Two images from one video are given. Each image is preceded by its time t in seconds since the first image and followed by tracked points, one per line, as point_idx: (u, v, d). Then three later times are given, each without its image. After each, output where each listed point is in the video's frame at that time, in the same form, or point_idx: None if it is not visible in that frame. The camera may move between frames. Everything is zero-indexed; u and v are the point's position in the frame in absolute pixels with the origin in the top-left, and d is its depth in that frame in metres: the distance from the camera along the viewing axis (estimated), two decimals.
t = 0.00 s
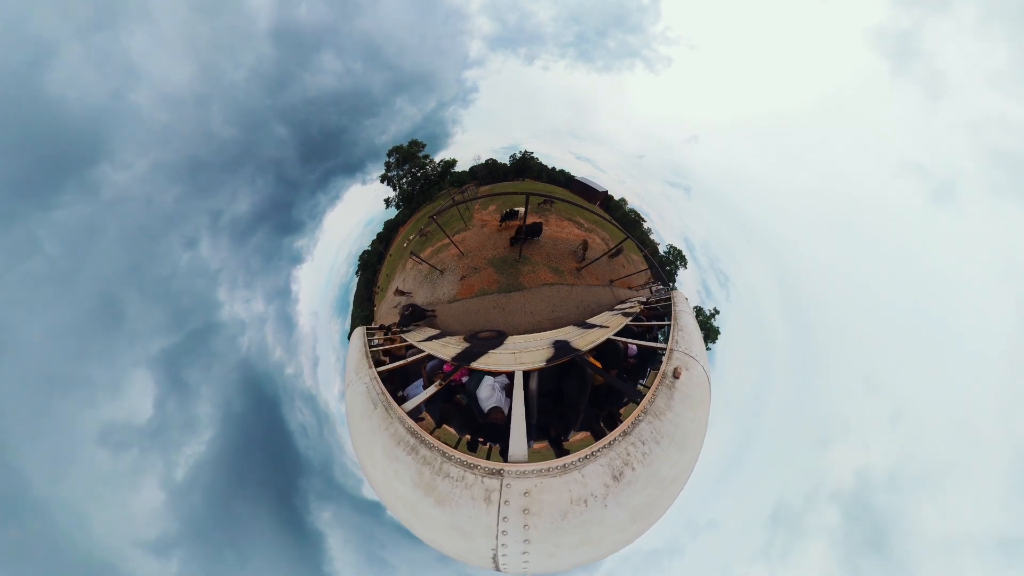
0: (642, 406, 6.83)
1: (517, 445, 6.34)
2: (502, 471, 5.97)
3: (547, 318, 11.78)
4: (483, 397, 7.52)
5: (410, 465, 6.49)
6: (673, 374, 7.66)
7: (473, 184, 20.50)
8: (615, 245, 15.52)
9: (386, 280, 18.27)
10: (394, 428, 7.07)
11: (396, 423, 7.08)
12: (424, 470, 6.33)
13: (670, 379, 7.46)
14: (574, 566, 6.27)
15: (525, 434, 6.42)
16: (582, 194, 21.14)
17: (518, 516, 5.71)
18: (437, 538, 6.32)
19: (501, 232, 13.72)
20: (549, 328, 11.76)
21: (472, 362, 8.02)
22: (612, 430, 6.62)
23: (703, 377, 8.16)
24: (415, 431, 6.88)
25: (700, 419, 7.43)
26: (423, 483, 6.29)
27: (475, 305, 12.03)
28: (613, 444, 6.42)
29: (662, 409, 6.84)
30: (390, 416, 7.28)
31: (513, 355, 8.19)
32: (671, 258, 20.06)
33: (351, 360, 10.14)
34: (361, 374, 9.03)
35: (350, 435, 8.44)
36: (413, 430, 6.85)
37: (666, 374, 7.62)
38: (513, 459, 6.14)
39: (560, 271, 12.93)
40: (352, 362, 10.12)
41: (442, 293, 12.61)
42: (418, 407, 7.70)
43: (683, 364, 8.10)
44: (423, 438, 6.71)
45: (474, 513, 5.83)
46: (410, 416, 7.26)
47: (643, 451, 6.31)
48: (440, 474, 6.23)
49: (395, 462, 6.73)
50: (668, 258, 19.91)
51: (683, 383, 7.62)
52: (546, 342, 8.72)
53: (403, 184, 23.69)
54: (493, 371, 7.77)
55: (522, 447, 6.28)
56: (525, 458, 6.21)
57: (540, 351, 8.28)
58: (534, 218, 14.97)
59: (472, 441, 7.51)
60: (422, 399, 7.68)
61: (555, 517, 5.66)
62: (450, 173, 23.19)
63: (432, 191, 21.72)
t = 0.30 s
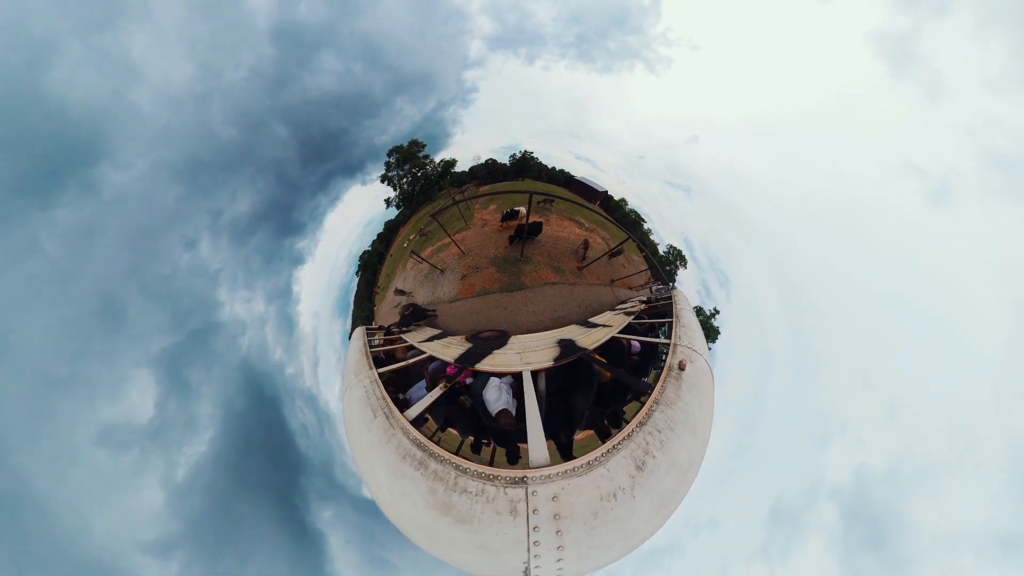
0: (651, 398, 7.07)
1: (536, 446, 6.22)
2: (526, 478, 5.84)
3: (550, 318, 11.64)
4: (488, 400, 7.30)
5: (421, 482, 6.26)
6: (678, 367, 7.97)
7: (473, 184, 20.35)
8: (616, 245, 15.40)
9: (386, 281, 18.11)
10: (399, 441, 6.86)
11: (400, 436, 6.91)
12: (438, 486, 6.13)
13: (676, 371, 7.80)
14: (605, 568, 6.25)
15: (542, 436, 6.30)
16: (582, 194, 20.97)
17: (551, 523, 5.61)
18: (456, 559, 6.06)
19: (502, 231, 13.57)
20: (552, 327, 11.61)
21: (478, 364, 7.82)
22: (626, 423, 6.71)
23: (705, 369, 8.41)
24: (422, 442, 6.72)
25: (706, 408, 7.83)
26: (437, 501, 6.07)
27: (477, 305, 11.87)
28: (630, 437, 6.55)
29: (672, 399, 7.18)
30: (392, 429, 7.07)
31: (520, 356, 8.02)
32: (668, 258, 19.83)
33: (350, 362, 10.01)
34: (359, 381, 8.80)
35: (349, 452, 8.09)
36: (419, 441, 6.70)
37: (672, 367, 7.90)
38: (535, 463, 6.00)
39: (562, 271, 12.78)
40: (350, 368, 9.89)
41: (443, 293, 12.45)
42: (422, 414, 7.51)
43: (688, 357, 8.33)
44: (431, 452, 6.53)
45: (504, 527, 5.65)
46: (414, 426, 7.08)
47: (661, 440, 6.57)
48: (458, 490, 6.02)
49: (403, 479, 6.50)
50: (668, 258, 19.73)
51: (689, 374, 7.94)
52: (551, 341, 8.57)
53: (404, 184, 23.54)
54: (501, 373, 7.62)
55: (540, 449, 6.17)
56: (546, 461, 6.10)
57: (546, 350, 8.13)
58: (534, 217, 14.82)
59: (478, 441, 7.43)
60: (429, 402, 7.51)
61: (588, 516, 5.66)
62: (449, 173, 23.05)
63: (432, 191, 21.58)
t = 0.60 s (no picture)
0: (673, 397, 6.96)
1: (570, 459, 5.91)
2: (574, 500, 5.52)
3: (554, 319, 11.13)
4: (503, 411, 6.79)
5: (448, 531, 5.62)
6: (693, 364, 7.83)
7: (473, 184, 19.83)
8: (619, 245, 14.93)
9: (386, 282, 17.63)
10: (408, 482, 6.20)
11: (409, 475, 6.24)
12: (471, 533, 5.53)
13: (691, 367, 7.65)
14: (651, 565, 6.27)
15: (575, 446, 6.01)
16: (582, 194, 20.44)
17: (607, 541, 5.37)
18: None
19: (503, 229, 13.06)
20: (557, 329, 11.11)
21: (487, 372, 7.30)
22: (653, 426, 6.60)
23: (717, 368, 8.23)
24: (435, 480, 6.10)
25: (721, 399, 7.88)
26: (475, 549, 5.49)
27: (478, 305, 11.34)
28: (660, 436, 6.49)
29: (694, 394, 7.11)
30: (397, 468, 6.41)
31: (529, 361, 7.53)
32: (667, 259, 19.34)
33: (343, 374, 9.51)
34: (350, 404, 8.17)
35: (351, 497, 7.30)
36: (433, 481, 6.05)
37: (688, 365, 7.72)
38: (575, 478, 5.71)
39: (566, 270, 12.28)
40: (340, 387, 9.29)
41: (443, 294, 11.92)
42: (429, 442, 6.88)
43: (700, 355, 8.09)
44: (451, 493, 5.89)
45: (562, 558, 5.30)
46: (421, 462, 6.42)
47: (689, 435, 6.54)
48: (500, 532, 5.48)
49: (425, 530, 5.81)
50: (669, 258, 19.23)
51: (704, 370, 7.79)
52: (559, 344, 8.08)
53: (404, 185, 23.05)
54: (512, 381, 7.12)
55: (576, 460, 5.87)
56: (585, 474, 5.83)
57: (556, 353, 7.66)
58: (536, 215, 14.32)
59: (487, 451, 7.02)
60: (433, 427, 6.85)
61: (640, 522, 5.54)
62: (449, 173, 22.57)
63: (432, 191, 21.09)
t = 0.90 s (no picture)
0: (690, 369, 7.74)
1: (632, 442, 6.15)
2: (654, 475, 5.84)
3: (560, 317, 10.92)
4: (530, 413, 6.43)
5: None
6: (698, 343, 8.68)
7: (473, 184, 19.57)
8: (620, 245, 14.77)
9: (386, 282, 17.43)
10: (456, 542, 5.40)
11: (452, 533, 5.44)
12: (571, 565, 5.15)
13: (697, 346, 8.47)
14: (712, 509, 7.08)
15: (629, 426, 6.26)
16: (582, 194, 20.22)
17: (692, 496, 5.94)
18: None
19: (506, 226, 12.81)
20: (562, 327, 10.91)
21: (509, 374, 7.06)
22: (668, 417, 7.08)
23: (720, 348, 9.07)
24: (496, 527, 5.41)
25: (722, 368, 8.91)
26: None
27: (483, 303, 11.08)
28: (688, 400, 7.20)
29: (705, 364, 7.97)
30: (432, 526, 5.56)
31: (547, 357, 7.38)
32: (667, 259, 19.10)
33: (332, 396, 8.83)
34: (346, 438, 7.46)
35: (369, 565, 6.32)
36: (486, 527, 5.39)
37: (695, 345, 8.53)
38: (645, 456, 6.00)
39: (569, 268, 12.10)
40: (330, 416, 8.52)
41: (445, 292, 11.67)
42: (457, 478, 6.19)
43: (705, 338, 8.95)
44: (520, 535, 5.32)
45: (670, 529, 5.62)
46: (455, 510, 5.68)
47: (711, 394, 7.41)
48: (604, 546, 5.30)
49: None
50: (669, 258, 19.01)
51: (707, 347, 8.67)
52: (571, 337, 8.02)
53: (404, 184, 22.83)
54: (539, 378, 6.97)
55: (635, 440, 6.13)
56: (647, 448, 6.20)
57: (573, 345, 7.59)
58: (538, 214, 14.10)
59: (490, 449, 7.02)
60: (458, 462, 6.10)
61: (707, 470, 6.25)
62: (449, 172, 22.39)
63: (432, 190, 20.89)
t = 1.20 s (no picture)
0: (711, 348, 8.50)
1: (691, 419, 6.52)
2: (726, 440, 6.25)
3: (570, 315, 10.51)
4: (569, 416, 7.33)
5: None
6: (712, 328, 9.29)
7: (473, 184, 19.11)
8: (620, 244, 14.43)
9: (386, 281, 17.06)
10: None
11: None
12: (716, 556, 5.19)
13: (709, 330, 9.14)
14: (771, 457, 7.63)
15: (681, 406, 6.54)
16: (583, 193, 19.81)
17: (762, 446, 6.43)
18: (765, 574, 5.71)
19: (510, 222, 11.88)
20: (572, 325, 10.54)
21: (540, 378, 6.91)
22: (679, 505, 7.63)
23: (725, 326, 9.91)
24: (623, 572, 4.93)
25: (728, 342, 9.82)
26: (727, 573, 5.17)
27: (489, 301, 10.31)
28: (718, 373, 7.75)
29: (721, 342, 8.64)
30: None
31: (571, 353, 7.49)
32: (667, 259, 18.71)
33: (302, 427, 7.14)
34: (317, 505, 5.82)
35: None
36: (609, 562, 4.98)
37: (708, 329, 9.18)
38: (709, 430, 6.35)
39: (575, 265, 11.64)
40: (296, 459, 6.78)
41: (447, 290, 10.94)
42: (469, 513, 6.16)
43: (715, 321, 9.74)
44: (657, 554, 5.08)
45: (763, 480, 6.05)
46: None
47: (732, 362, 8.08)
48: (729, 525, 5.47)
49: None
50: (669, 258, 18.61)
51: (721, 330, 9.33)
52: (585, 332, 8.17)
53: (404, 182, 22.28)
54: (573, 378, 7.09)
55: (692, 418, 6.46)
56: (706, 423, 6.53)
57: (592, 340, 7.89)
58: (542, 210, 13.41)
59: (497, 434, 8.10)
60: (522, 519, 5.27)
61: (762, 423, 6.78)
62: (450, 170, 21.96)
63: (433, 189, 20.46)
